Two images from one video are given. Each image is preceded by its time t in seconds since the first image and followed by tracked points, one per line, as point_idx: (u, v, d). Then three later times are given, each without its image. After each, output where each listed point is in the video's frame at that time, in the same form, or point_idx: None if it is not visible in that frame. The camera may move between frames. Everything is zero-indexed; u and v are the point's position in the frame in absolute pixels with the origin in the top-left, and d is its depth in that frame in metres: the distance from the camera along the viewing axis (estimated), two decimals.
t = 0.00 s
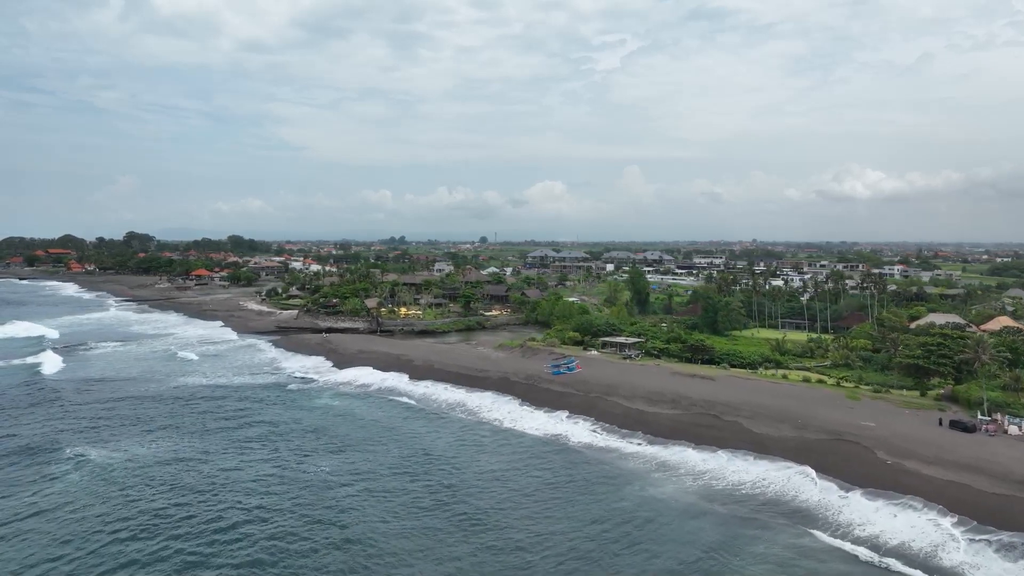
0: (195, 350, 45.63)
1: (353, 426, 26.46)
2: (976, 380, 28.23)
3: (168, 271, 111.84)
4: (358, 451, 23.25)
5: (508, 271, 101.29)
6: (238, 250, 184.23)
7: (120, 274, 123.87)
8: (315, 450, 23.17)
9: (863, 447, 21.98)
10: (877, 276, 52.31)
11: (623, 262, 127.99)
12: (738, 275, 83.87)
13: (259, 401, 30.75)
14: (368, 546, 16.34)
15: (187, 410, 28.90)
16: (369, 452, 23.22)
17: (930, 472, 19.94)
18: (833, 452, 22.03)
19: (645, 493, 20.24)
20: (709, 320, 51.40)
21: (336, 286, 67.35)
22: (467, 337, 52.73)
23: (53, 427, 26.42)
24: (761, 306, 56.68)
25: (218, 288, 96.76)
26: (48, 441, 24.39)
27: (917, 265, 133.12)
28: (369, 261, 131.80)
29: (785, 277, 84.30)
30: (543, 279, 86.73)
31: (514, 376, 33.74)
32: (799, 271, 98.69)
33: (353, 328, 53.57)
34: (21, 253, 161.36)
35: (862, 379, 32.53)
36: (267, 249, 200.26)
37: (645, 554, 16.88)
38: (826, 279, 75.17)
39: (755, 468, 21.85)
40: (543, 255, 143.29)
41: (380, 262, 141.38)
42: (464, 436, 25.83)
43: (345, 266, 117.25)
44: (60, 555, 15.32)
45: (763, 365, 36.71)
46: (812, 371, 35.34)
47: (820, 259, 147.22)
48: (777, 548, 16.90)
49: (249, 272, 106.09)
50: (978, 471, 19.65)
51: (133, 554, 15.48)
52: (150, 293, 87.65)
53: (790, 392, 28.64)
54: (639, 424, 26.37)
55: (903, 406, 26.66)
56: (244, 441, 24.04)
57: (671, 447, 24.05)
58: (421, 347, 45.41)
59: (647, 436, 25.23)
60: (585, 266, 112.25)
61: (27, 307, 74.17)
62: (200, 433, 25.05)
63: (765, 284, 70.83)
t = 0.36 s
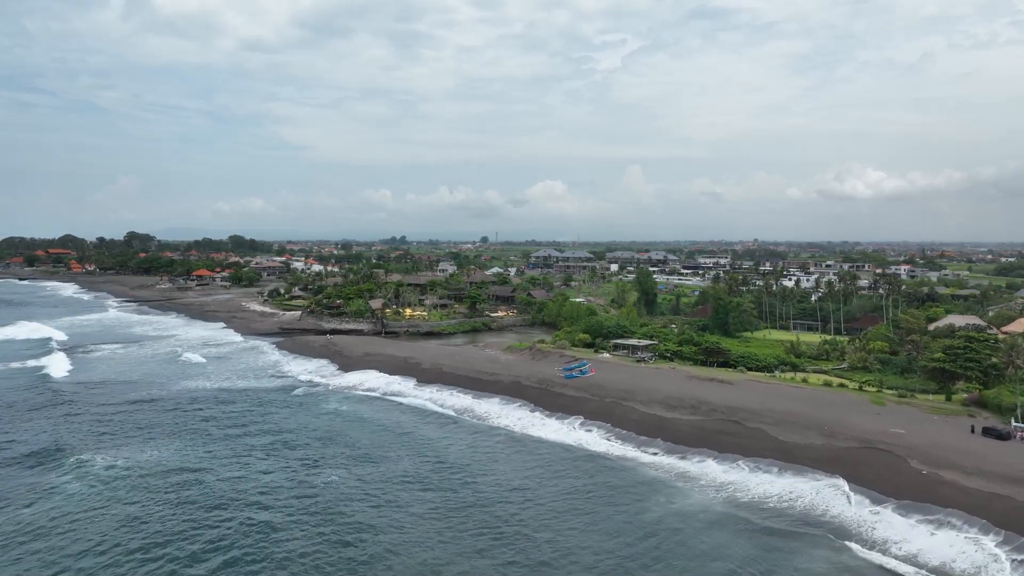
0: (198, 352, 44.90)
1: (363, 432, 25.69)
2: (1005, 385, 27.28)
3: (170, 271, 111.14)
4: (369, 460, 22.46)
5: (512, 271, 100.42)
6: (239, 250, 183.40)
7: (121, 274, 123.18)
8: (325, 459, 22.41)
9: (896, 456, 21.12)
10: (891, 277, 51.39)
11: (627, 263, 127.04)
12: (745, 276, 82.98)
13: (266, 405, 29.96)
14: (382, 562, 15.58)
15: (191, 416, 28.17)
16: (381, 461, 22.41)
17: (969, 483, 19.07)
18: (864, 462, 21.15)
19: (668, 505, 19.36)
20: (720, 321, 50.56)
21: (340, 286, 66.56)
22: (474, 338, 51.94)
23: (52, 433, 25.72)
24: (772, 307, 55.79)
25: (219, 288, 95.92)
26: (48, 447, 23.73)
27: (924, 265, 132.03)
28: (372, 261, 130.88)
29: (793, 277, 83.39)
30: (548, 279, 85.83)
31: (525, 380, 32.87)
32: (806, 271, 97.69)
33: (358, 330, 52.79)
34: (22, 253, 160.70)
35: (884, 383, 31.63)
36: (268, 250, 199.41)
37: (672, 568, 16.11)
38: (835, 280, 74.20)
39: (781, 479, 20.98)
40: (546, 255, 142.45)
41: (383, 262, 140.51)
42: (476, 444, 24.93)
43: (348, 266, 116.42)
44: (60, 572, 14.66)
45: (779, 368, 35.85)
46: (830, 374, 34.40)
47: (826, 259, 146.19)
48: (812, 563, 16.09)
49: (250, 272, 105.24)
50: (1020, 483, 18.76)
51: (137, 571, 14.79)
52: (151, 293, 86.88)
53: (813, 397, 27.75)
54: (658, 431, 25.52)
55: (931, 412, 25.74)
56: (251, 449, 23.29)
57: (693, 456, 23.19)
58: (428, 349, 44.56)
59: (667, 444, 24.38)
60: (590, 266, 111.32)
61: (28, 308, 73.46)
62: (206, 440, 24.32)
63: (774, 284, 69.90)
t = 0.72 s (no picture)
0: (199, 354, 44.04)
1: (371, 439, 24.85)
2: None
3: (170, 272, 110.24)
4: (378, 470, 21.62)
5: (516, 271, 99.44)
6: (240, 250, 182.52)
7: (121, 274, 122.25)
8: (332, 468, 21.60)
9: (929, 466, 20.17)
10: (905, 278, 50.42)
11: (631, 263, 126.08)
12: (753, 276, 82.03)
13: (270, 410, 29.20)
14: None
15: (193, 421, 27.39)
16: (391, 471, 21.56)
17: (1009, 496, 18.12)
18: (896, 471, 20.19)
19: (692, 518, 18.46)
20: (731, 322, 49.64)
21: (343, 287, 65.66)
22: (479, 340, 51.05)
23: (49, 440, 24.89)
24: (783, 309, 54.86)
25: (220, 288, 95.03)
26: (44, 455, 22.89)
27: (930, 265, 131.11)
28: (374, 261, 129.98)
29: (801, 277, 82.49)
30: (552, 279, 84.78)
31: (535, 384, 31.90)
32: (812, 271, 96.71)
33: (362, 331, 51.90)
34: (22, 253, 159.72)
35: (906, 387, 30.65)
36: (269, 250, 198.57)
37: None
38: (844, 281, 73.25)
39: (809, 489, 20.02)
40: (549, 255, 141.43)
41: (385, 262, 139.67)
42: (488, 452, 23.95)
43: (349, 266, 115.47)
44: None
45: (796, 371, 34.93)
46: (849, 377, 33.48)
47: (830, 259, 145.24)
48: None
49: (251, 272, 104.35)
50: None
51: None
52: (151, 294, 85.93)
53: (835, 401, 26.77)
54: (676, 437, 24.56)
55: (960, 419, 24.77)
56: (256, 458, 22.51)
57: (714, 464, 22.18)
58: (433, 351, 43.63)
59: (687, 451, 23.41)
60: (594, 266, 110.36)
61: (27, 309, 72.57)
62: (208, 448, 23.55)
63: (783, 285, 68.93)
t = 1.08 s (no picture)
0: (200, 357, 43.17)
1: (378, 447, 23.97)
2: None
3: (170, 272, 109.34)
4: (388, 482, 20.72)
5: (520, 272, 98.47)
6: (240, 250, 181.65)
7: (121, 274, 121.38)
8: (339, 479, 20.74)
9: (965, 478, 19.20)
10: (919, 278, 49.44)
11: (635, 262, 125.13)
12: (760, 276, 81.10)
13: (274, 416, 28.29)
14: None
15: (194, 428, 26.55)
16: (401, 483, 20.71)
17: None
18: (930, 483, 19.21)
19: (717, 531, 17.60)
20: (741, 324, 48.73)
21: (346, 287, 64.74)
22: (485, 342, 50.15)
23: (44, 447, 24.05)
24: (793, 309, 53.98)
25: (220, 289, 94.15)
26: (38, 463, 22.05)
27: (936, 264, 130.24)
28: (376, 261, 128.37)
29: (808, 278, 81.63)
30: (556, 279, 83.95)
31: (546, 388, 30.94)
32: (819, 271, 95.81)
33: (365, 333, 50.99)
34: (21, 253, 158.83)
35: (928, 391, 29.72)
36: (269, 250, 197.71)
37: None
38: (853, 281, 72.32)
39: (837, 503, 19.01)
40: (552, 255, 140.52)
41: (387, 262, 138.88)
42: (499, 461, 23.02)
43: (351, 267, 114.52)
44: None
45: (812, 375, 34.01)
46: (868, 381, 32.55)
47: (835, 259, 144.37)
48: None
49: (252, 273, 103.45)
50: None
51: None
52: (150, 294, 84.98)
53: (859, 407, 25.80)
54: (696, 446, 23.59)
55: (989, 426, 23.84)
56: (259, 468, 21.62)
57: (736, 474, 21.19)
58: (439, 353, 42.71)
59: (708, 461, 22.44)
60: (598, 266, 109.39)
61: (25, 309, 71.63)
62: (210, 457, 22.65)
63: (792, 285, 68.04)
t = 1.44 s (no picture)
0: (199, 359, 42.21)
1: (385, 458, 23.01)
2: None
3: (170, 272, 108.33)
4: (395, 496, 19.79)
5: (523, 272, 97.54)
6: (240, 250, 180.73)
7: (120, 275, 120.43)
8: (345, 493, 19.81)
9: (1006, 491, 18.15)
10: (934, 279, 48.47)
11: (638, 263, 124.26)
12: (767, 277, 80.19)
13: (277, 423, 27.39)
14: None
15: (194, 436, 25.66)
16: (410, 497, 19.79)
17: None
18: (969, 496, 18.15)
19: (746, 548, 16.65)
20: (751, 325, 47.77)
21: (348, 288, 63.79)
22: (490, 344, 49.23)
23: (37, 457, 23.11)
24: (804, 310, 53.00)
25: (220, 289, 93.14)
26: (30, 475, 21.10)
27: (942, 264, 129.32)
28: (377, 262, 127.43)
29: (815, 278, 80.67)
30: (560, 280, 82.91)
31: (556, 393, 29.93)
32: (825, 271, 94.93)
33: (367, 336, 50.06)
34: (20, 253, 157.85)
35: (953, 396, 28.70)
36: (269, 250, 196.74)
37: None
38: (862, 282, 71.42)
39: (870, 518, 17.90)
40: (555, 255, 139.58)
41: (388, 262, 137.95)
42: (512, 471, 22.08)
43: (352, 266, 113.55)
44: None
45: (830, 379, 33.01)
46: (889, 386, 31.56)
47: (842, 260, 142.99)
48: None
49: (252, 273, 102.44)
50: None
51: None
52: (149, 295, 83.94)
53: (885, 414, 24.74)
54: (716, 455, 22.53)
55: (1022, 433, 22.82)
56: (262, 481, 20.71)
57: (760, 486, 20.17)
58: (444, 355, 41.76)
59: (729, 471, 21.37)
60: (602, 266, 108.39)
61: (22, 310, 70.59)
62: (210, 468, 21.73)
63: (800, 284, 67.03)
